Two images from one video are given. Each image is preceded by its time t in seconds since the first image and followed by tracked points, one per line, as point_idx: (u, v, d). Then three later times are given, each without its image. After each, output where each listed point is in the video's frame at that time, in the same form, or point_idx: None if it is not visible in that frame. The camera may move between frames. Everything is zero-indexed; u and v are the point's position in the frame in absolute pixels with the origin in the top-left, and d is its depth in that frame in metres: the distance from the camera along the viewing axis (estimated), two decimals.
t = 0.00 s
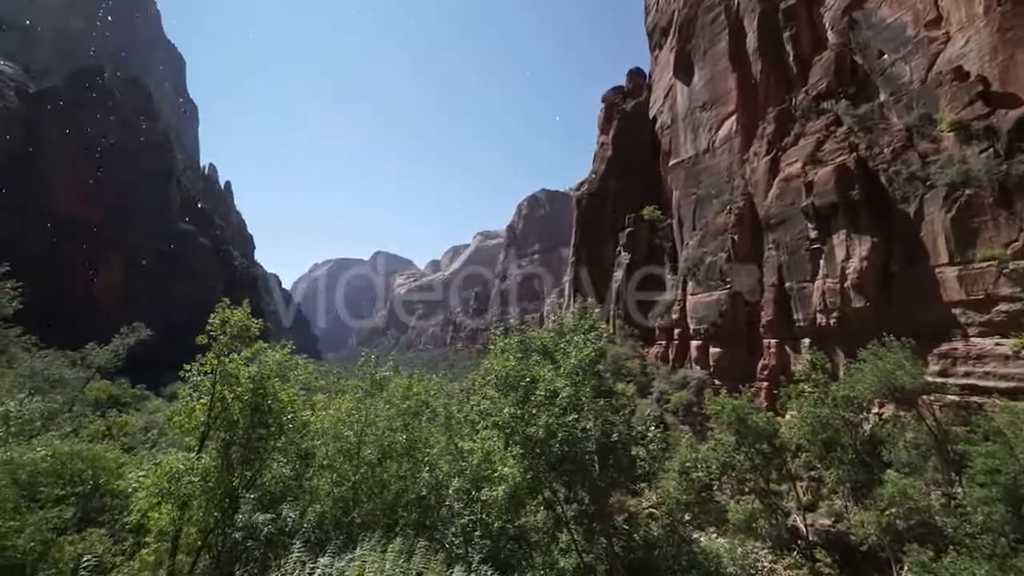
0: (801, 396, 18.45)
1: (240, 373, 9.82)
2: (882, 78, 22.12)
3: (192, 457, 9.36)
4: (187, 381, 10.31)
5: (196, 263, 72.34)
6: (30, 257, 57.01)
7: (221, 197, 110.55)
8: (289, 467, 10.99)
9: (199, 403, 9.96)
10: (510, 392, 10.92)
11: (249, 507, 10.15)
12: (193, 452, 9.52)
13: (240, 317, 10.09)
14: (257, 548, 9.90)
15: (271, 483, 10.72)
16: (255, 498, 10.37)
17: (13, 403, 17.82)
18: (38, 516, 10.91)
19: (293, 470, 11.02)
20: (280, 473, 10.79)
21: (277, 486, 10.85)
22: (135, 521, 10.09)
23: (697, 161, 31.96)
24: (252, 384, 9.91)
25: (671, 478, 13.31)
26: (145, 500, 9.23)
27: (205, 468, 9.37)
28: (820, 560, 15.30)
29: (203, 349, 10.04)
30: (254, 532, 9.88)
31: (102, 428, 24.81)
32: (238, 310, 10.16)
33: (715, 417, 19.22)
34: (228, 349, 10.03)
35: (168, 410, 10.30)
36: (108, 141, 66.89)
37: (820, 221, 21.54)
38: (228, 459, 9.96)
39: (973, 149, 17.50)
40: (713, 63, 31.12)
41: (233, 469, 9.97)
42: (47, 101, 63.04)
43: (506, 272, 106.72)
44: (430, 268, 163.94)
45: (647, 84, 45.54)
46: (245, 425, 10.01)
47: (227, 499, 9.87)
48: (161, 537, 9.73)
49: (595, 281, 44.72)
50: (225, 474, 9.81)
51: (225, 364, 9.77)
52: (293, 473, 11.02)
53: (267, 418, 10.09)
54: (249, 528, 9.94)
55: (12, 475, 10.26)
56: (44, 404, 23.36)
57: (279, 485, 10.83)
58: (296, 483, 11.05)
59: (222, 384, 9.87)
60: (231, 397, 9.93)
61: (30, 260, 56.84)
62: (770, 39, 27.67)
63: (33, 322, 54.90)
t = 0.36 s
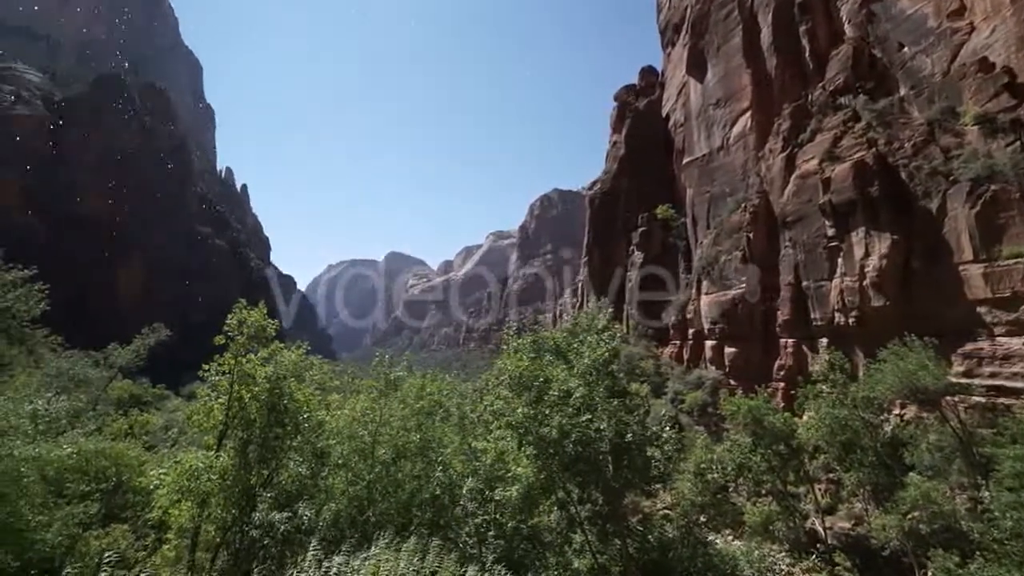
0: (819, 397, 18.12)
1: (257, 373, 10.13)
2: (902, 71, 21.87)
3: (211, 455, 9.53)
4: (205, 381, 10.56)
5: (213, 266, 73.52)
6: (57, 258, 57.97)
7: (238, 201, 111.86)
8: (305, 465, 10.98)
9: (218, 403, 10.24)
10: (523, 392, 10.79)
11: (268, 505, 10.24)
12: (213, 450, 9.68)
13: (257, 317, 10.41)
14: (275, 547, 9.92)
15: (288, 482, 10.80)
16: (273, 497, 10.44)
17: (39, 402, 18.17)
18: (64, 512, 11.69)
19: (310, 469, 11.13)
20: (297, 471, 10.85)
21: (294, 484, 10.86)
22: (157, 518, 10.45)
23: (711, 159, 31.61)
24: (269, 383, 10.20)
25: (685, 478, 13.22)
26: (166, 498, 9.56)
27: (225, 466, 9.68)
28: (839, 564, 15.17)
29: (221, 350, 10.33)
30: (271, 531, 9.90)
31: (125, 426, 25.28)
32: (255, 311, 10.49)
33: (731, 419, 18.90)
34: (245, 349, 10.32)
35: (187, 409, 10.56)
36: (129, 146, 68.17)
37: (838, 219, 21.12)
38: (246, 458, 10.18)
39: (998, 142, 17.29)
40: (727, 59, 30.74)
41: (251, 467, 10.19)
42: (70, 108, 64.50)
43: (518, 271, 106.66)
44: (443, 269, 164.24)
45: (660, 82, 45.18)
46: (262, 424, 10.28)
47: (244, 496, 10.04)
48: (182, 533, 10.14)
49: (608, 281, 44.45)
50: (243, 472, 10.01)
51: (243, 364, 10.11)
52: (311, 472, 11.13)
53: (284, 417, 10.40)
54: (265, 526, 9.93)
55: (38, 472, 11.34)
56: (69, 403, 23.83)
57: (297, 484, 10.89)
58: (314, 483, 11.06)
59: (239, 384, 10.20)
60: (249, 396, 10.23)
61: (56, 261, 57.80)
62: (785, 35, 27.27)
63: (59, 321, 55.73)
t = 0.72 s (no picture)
0: (839, 397, 17.76)
1: (274, 373, 10.18)
2: (924, 64, 21.38)
3: (232, 453, 9.73)
4: (225, 380, 10.60)
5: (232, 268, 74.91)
6: (84, 260, 59.48)
7: (255, 204, 113.19)
8: (322, 464, 11.20)
9: (238, 402, 10.31)
10: (539, 391, 10.62)
11: (285, 503, 10.34)
12: (233, 449, 9.86)
13: (274, 316, 10.39)
14: (293, 544, 10.04)
15: (305, 480, 11.07)
16: (290, 495, 10.62)
17: (66, 401, 18.67)
18: (92, 507, 12.87)
19: (326, 468, 11.31)
20: (314, 470, 11.09)
21: (311, 483, 11.13)
22: (179, 514, 10.41)
23: (726, 156, 31.19)
24: (287, 383, 10.27)
25: (702, 480, 12.89)
26: (189, 495, 9.59)
27: (243, 464, 9.83)
28: (860, 568, 14.96)
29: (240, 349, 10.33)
30: (289, 528, 10.08)
31: (148, 425, 25.78)
32: (273, 310, 10.45)
33: (749, 420, 18.56)
34: (263, 349, 10.34)
35: (208, 408, 10.67)
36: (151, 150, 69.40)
37: (859, 216, 20.66)
38: (265, 456, 10.28)
39: None
40: (743, 55, 30.27)
41: (269, 465, 10.28)
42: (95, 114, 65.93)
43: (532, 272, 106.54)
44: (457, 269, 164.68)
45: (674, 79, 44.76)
46: (279, 423, 10.36)
47: (264, 494, 10.20)
48: (203, 530, 10.04)
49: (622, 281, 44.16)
50: (261, 471, 10.13)
51: (262, 364, 10.10)
52: (326, 471, 11.31)
53: (302, 416, 10.49)
54: (284, 524, 10.12)
55: (69, 468, 12.54)
56: (95, 401, 24.42)
57: (314, 481, 11.16)
58: (329, 482, 11.34)
59: (257, 384, 10.19)
60: (266, 397, 10.26)
61: (83, 263, 59.31)
62: (802, 28, 26.82)
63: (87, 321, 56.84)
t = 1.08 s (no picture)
0: (859, 398, 17.45)
1: (291, 373, 10.39)
2: (948, 56, 20.88)
3: (250, 453, 9.96)
4: (243, 380, 10.85)
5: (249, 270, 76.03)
6: (109, 263, 60.57)
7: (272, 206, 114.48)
8: (338, 463, 11.24)
9: (255, 401, 10.53)
10: (553, 392, 10.47)
11: (302, 500, 10.34)
12: (251, 448, 10.08)
13: (291, 318, 10.76)
14: (310, 541, 10.09)
15: (323, 479, 11.12)
16: (308, 493, 10.67)
17: (91, 400, 18.99)
18: (117, 503, 13.27)
19: (343, 467, 11.33)
20: (330, 469, 11.15)
21: (328, 482, 11.17)
22: (200, 510, 10.65)
23: (743, 154, 30.79)
24: (304, 383, 10.45)
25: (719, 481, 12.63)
26: (209, 492, 9.95)
27: (260, 464, 10.00)
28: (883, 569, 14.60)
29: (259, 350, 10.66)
30: (306, 526, 10.04)
31: (169, 424, 26.07)
32: (290, 312, 10.85)
33: (767, 421, 18.26)
34: (281, 349, 10.66)
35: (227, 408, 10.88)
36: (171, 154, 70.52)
37: (880, 213, 20.26)
38: (282, 455, 10.42)
39: None
40: (759, 50, 29.89)
41: (286, 464, 10.42)
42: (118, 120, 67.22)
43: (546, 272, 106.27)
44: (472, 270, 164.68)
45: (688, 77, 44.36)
46: (297, 423, 10.53)
47: (281, 493, 10.29)
48: (224, 527, 10.27)
49: (637, 281, 43.90)
50: (279, 469, 10.25)
51: (279, 364, 10.37)
52: (343, 470, 11.33)
53: (318, 416, 10.64)
54: (301, 522, 10.07)
55: (94, 464, 12.92)
56: (119, 400, 24.76)
57: (331, 480, 11.19)
58: (346, 481, 11.33)
59: (274, 384, 10.41)
60: (284, 396, 10.44)
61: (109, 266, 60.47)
62: (820, 22, 26.37)
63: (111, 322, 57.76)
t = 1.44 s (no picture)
0: (879, 398, 17.09)
1: (306, 373, 10.65)
2: (971, 48, 20.38)
3: (266, 452, 10.27)
4: (259, 380, 11.14)
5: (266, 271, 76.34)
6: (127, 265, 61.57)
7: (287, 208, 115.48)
8: (354, 463, 11.23)
9: (272, 401, 10.84)
10: (566, 392, 10.32)
11: (318, 499, 10.51)
12: (267, 446, 10.45)
13: (306, 318, 11.03)
14: (325, 540, 10.09)
15: (337, 478, 11.05)
16: (323, 492, 10.73)
17: (113, 398, 19.23)
18: (138, 500, 13.80)
19: (358, 466, 11.29)
20: (346, 468, 11.14)
21: (343, 481, 11.11)
22: (218, 508, 11.04)
23: (757, 151, 30.37)
24: (319, 383, 10.70)
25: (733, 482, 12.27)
26: (226, 489, 10.27)
27: (276, 463, 10.29)
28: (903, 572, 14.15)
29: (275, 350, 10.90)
30: (322, 524, 10.13)
31: (188, 423, 26.33)
32: (305, 313, 11.13)
33: (783, 422, 17.95)
34: (297, 350, 10.95)
35: (244, 407, 11.23)
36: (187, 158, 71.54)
37: (900, 209, 19.84)
38: (297, 455, 10.67)
39: None
40: (773, 46, 29.48)
41: (302, 463, 10.64)
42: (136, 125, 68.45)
43: (558, 272, 105.90)
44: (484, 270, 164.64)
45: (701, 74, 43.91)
46: (312, 423, 10.79)
47: (297, 491, 10.49)
48: (240, 525, 10.75)
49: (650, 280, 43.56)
50: (295, 468, 10.51)
51: (294, 364, 10.63)
52: (358, 470, 11.28)
53: (333, 416, 10.86)
54: (317, 520, 10.20)
55: (116, 463, 13.00)
56: (139, 399, 25.09)
57: (345, 479, 11.13)
58: (360, 479, 11.22)
59: (290, 384, 10.74)
60: (300, 396, 10.76)
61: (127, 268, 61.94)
62: (837, 16, 25.90)
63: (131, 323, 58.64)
